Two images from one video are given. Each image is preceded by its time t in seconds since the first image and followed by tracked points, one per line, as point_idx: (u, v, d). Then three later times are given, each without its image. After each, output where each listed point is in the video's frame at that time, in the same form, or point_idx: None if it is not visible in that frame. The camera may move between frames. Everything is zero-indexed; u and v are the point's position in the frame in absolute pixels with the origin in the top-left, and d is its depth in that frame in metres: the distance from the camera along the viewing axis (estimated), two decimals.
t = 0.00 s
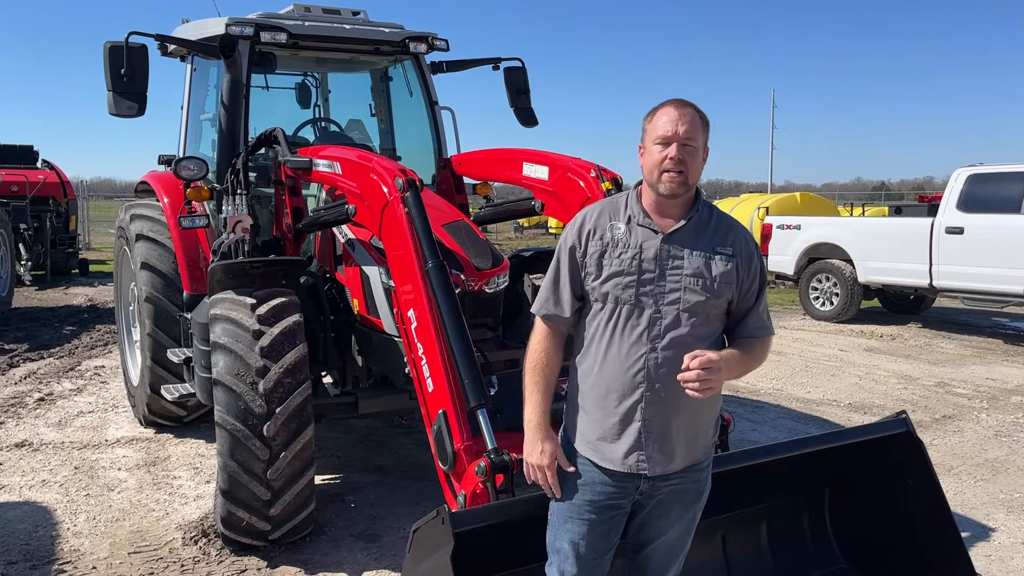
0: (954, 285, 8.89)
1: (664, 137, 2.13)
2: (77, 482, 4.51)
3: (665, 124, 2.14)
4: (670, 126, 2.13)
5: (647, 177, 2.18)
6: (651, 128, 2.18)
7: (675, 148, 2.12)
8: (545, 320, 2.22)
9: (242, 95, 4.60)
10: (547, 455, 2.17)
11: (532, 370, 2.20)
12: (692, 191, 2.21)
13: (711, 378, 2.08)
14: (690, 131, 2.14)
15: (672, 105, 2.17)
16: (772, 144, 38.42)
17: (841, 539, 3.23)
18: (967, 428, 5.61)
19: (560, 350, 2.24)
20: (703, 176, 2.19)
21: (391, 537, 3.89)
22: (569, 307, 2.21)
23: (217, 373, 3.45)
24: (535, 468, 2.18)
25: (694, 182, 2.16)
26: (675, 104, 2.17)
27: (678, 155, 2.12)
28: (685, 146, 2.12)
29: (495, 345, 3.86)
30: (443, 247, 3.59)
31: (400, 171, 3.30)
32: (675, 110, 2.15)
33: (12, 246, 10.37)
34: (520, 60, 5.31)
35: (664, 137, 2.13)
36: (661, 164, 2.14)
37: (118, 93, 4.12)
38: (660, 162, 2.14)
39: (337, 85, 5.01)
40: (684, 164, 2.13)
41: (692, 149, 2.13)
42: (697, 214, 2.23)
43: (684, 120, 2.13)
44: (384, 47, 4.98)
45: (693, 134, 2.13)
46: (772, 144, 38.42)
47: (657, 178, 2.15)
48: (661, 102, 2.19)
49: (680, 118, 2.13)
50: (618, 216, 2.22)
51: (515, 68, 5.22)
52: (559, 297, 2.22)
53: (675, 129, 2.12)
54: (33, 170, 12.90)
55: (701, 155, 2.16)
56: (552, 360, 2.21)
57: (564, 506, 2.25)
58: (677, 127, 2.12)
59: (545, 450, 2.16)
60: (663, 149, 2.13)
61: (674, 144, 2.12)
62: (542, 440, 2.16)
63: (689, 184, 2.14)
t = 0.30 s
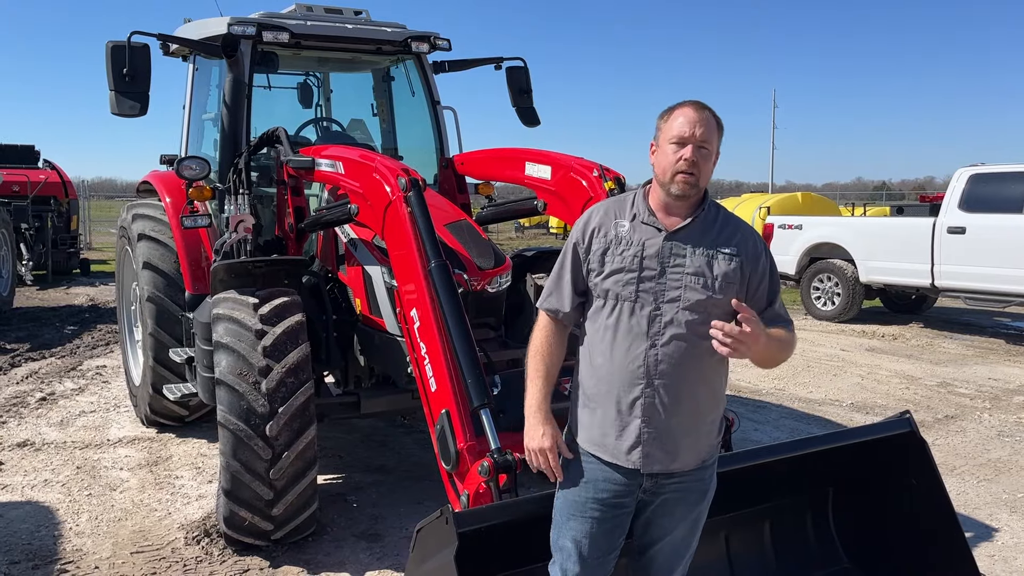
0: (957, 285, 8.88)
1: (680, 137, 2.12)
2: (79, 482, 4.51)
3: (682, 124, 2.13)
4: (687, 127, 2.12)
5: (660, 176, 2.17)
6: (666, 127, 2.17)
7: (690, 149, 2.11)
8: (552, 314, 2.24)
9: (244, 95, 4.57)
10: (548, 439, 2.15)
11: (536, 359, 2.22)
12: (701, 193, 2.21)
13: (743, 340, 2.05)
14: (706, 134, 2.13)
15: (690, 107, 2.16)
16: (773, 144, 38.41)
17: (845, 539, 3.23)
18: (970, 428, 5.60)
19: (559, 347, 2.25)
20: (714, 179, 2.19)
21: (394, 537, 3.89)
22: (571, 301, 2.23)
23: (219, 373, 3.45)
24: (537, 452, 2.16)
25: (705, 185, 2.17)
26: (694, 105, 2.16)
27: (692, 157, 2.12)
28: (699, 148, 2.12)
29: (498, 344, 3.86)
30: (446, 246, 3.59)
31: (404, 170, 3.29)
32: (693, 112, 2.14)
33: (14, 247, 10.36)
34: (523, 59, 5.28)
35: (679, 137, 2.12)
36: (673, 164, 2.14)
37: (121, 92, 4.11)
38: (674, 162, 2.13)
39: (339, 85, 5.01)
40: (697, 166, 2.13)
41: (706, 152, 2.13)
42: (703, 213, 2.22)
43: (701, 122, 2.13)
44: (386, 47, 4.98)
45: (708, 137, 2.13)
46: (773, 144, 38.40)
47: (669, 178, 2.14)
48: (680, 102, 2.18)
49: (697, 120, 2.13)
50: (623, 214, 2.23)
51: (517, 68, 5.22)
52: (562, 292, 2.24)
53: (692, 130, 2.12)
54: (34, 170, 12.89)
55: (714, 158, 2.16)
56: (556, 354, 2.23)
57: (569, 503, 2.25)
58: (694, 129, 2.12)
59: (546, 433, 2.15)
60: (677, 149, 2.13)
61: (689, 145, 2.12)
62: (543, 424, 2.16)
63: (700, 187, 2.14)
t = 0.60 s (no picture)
0: (958, 285, 8.88)
1: (668, 137, 2.12)
2: (81, 482, 4.51)
3: (671, 124, 2.13)
4: (676, 127, 2.11)
5: (652, 177, 2.18)
6: (657, 127, 2.17)
7: (678, 149, 2.11)
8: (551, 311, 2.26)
9: (245, 96, 4.60)
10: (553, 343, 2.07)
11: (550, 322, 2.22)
12: (696, 191, 2.21)
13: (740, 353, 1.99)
14: (696, 133, 2.12)
15: (680, 106, 2.15)
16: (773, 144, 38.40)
17: (847, 540, 3.23)
18: (972, 428, 5.60)
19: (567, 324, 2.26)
20: (707, 177, 2.19)
21: (396, 537, 3.88)
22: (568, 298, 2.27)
23: (221, 373, 3.44)
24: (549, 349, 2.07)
25: (697, 184, 2.16)
26: (684, 104, 2.15)
27: (680, 157, 2.12)
28: (688, 147, 2.11)
29: (499, 344, 3.86)
30: (447, 246, 3.58)
31: (404, 170, 3.28)
32: (682, 111, 2.13)
33: (15, 247, 10.37)
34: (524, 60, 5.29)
35: (668, 138, 2.12)
36: (664, 165, 2.14)
37: (122, 92, 4.11)
38: (663, 162, 2.14)
39: (340, 85, 5.00)
40: (686, 167, 2.13)
41: (696, 151, 2.13)
42: (700, 210, 2.22)
43: (690, 122, 2.12)
44: (388, 47, 4.98)
45: (698, 136, 2.12)
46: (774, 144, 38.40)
47: (660, 179, 2.15)
48: (670, 102, 2.17)
49: (686, 119, 2.12)
50: (620, 213, 2.25)
51: (518, 68, 5.21)
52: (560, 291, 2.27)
53: (680, 130, 2.11)
54: (35, 170, 12.90)
55: (705, 157, 2.15)
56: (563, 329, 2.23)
57: (569, 504, 2.25)
58: (682, 129, 2.11)
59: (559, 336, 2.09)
60: (667, 149, 2.13)
61: (678, 145, 2.11)
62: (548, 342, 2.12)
63: (690, 187, 2.14)
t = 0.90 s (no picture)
0: (959, 285, 8.87)
1: (660, 142, 2.12)
2: (81, 482, 4.51)
3: (661, 127, 2.12)
4: (666, 129, 2.11)
5: (649, 181, 2.17)
6: (647, 131, 2.17)
7: (673, 151, 2.11)
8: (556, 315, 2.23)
9: (246, 95, 4.60)
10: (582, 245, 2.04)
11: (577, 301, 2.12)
12: (694, 191, 2.21)
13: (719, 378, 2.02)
14: (686, 133, 2.12)
15: (666, 108, 2.15)
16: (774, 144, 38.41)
17: (849, 540, 3.22)
18: (973, 428, 5.60)
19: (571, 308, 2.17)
20: (703, 175, 2.19)
21: (396, 537, 3.88)
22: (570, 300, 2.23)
23: (222, 373, 3.44)
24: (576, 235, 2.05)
25: (694, 183, 2.16)
26: (669, 106, 2.15)
27: (676, 158, 2.11)
28: (682, 149, 2.11)
29: (501, 344, 3.85)
30: (448, 246, 3.58)
31: (405, 170, 3.28)
32: (669, 113, 2.14)
33: (16, 247, 10.38)
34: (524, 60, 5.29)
35: (660, 141, 2.12)
36: (661, 168, 2.13)
37: (123, 92, 4.11)
38: (660, 166, 2.13)
39: (341, 85, 5.00)
40: (683, 167, 2.13)
41: (691, 152, 2.12)
42: (699, 210, 2.22)
43: (680, 122, 2.12)
44: (388, 47, 4.98)
45: (689, 136, 2.12)
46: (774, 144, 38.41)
47: (659, 183, 2.14)
48: (657, 104, 2.17)
49: (676, 120, 2.12)
50: (620, 215, 2.24)
51: (519, 68, 5.21)
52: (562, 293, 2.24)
53: (672, 132, 2.11)
54: (36, 170, 12.90)
55: (699, 153, 2.15)
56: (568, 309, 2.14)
57: (572, 506, 2.25)
58: (673, 131, 2.11)
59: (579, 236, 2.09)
60: (661, 153, 2.12)
61: (672, 147, 2.11)
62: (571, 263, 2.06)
63: (690, 186, 2.14)
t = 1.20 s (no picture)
0: (959, 285, 8.87)
1: (648, 140, 2.15)
2: (82, 482, 4.51)
3: (650, 126, 2.16)
4: (654, 128, 2.14)
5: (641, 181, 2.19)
6: (639, 130, 2.19)
7: (658, 150, 2.13)
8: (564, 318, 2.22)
9: (247, 95, 4.59)
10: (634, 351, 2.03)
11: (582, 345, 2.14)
12: (691, 190, 2.20)
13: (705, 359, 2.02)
14: (676, 131, 2.13)
15: (658, 107, 2.18)
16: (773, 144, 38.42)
17: (849, 540, 3.23)
18: (973, 428, 5.60)
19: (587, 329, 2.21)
20: (698, 173, 2.18)
21: (398, 537, 3.88)
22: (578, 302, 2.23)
23: (223, 373, 3.44)
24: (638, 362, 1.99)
25: (687, 182, 2.16)
26: (660, 105, 2.18)
27: (662, 156, 2.13)
28: (669, 147, 2.13)
29: (502, 344, 3.85)
30: (450, 246, 3.58)
31: (406, 170, 3.28)
32: (659, 111, 2.16)
33: (16, 247, 10.38)
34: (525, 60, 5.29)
35: (647, 140, 2.15)
36: (648, 167, 2.16)
37: (124, 92, 4.11)
38: (646, 165, 2.16)
39: (341, 85, 5.00)
40: (672, 165, 2.13)
41: (679, 150, 2.13)
42: (701, 210, 2.22)
43: (668, 121, 2.13)
44: (389, 47, 4.99)
45: (677, 134, 2.13)
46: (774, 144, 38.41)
47: (646, 181, 2.17)
48: (652, 103, 2.19)
49: (665, 119, 2.14)
50: (622, 215, 2.24)
51: (519, 68, 5.21)
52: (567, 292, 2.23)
53: (659, 130, 2.13)
54: (36, 170, 12.90)
55: (691, 151, 2.15)
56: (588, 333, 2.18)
57: (574, 505, 2.25)
58: (661, 129, 2.13)
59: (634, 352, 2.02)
60: (649, 152, 2.15)
61: (658, 146, 2.13)
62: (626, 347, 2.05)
63: (680, 184, 2.14)
